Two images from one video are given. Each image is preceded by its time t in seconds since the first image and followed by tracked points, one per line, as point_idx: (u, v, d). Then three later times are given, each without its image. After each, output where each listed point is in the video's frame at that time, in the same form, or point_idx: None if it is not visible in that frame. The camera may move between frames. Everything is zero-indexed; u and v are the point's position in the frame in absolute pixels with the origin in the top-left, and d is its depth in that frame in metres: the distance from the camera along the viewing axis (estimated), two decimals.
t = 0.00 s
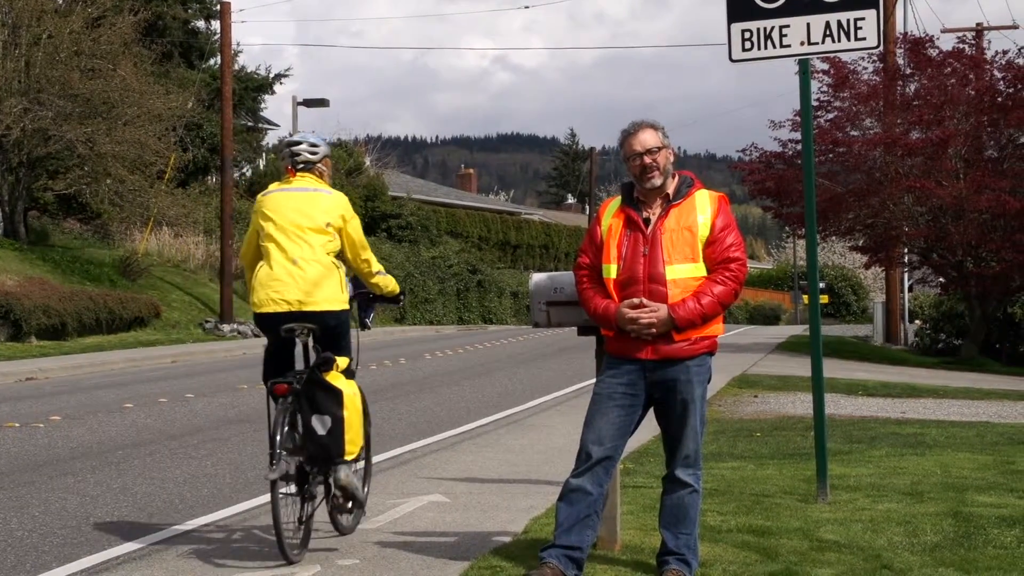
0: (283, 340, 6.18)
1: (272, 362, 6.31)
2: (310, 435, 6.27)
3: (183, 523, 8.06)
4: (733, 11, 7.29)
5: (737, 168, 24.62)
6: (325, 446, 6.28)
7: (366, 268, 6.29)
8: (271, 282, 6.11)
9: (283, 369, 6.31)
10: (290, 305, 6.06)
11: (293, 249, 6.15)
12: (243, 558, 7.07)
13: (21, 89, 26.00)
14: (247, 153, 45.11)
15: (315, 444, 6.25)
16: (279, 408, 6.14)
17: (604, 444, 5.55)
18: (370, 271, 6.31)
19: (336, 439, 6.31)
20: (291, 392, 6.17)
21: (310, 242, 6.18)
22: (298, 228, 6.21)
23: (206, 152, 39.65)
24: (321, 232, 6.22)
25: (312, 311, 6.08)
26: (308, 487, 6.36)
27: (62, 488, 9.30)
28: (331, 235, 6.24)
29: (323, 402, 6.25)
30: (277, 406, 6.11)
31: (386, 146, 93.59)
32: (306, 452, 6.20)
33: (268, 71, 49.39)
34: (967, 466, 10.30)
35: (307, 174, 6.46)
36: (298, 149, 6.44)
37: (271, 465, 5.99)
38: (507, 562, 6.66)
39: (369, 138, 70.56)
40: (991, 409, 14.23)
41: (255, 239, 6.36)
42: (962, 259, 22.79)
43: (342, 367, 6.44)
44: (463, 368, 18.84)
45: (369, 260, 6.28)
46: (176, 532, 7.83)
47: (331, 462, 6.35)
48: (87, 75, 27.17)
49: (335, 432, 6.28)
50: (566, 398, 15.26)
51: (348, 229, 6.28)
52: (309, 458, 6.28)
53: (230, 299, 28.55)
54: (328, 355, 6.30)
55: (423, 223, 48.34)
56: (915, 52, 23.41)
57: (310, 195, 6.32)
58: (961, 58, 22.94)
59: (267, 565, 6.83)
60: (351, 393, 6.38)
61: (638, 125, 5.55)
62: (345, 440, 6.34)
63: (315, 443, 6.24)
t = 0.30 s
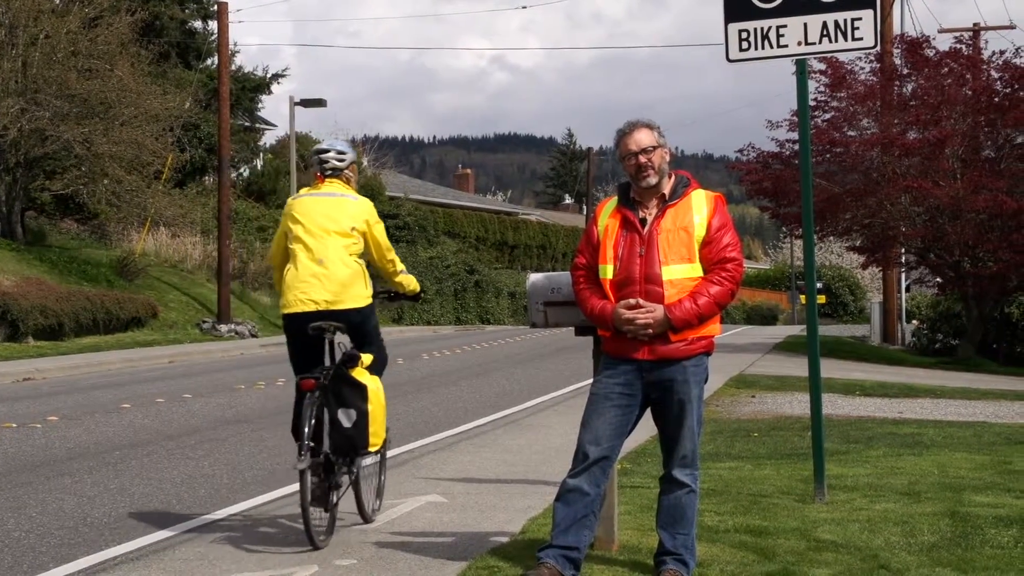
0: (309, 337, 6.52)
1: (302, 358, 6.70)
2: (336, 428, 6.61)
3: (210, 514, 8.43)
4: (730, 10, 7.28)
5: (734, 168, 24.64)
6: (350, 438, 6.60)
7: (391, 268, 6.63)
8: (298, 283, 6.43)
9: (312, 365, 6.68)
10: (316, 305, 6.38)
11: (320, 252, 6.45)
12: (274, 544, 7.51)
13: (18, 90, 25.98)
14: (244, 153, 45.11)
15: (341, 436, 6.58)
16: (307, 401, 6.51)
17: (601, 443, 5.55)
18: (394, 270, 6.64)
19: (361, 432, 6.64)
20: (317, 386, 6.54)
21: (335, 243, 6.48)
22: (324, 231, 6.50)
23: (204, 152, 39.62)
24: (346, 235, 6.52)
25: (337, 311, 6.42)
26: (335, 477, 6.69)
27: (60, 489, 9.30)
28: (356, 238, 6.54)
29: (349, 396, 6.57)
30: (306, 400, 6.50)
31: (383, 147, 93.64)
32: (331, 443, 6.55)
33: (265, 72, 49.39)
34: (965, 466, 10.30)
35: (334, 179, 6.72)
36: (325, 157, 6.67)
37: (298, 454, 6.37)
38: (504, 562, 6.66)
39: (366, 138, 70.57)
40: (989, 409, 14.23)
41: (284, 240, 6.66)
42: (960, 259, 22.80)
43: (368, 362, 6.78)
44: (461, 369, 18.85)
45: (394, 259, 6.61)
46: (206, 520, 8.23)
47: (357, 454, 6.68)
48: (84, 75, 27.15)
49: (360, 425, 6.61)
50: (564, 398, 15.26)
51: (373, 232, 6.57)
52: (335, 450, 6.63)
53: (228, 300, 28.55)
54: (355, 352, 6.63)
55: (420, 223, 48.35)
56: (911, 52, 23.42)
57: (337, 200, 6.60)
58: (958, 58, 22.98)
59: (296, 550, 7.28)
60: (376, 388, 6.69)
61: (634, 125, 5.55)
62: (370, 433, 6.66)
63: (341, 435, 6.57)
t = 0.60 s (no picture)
0: (335, 340, 6.86)
1: (325, 358, 7.01)
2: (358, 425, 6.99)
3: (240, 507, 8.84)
4: (729, 14, 7.29)
5: (732, 172, 24.65)
6: (372, 435, 7.00)
7: (411, 275, 7.03)
8: (325, 288, 6.80)
9: (334, 365, 7.01)
10: (342, 307, 6.75)
11: (346, 258, 6.83)
12: (283, 543, 7.65)
13: (15, 94, 26.01)
14: (243, 156, 45.10)
15: (363, 434, 6.98)
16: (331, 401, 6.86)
17: (599, 447, 5.54)
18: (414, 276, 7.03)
19: (382, 429, 7.03)
20: (342, 385, 6.88)
21: (361, 250, 6.87)
22: (351, 238, 6.89)
23: (202, 156, 39.61)
24: (372, 242, 6.91)
25: (362, 314, 6.78)
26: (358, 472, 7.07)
27: (58, 493, 9.30)
28: (380, 245, 6.93)
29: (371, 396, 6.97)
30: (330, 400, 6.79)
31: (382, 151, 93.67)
32: (355, 440, 6.93)
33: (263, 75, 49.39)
34: (963, 470, 10.30)
35: (360, 189, 7.14)
36: (353, 167, 7.13)
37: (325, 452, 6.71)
38: (502, 566, 6.65)
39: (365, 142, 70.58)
40: (987, 413, 14.23)
41: (312, 247, 7.04)
42: (958, 263, 22.80)
43: (389, 362, 7.13)
44: (460, 373, 18.85)
45: (413, 268, 7.02)
46: (237, 514, 8.60)
47: (378, 450, 7.09)
48: (83, 80, 27.16)
49: (381, 423, 7.01)
50: (562, 402, 15.25)
51: (395, 239, 6.97)
52: (358, 446, 7.00)
53: (225, 304, 28.55)
54: (376, 353, 6.98)
55: (419, 227, 48.35)
56: (910, 56, 23.44)
57: (362, 209, 7.01)
58: (956, 62, 22.99)
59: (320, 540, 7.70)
60: (396, 388, 7.09)
61: (633, 129, 5.56)
62: (391, 431, 7.06)
63: (364, 432, 6.97)
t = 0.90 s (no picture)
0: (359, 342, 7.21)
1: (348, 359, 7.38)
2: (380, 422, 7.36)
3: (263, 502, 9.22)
4: (725, 18, 7.29)
5: (729, 175, 24.65)
6: (392, 432, 7.35)
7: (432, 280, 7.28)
8: (349, 292, 7.09)
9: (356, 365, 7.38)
10: (365, 311, 7.04)
11: (369, 264, 7.12)
12: (280, 548, 7.64)
13: (12, 99, 26.05)
14: (239, 161, 45.10)
15: (383, 430, 7.33)
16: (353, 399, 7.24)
17: (597, 451, 5.55)
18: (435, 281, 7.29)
19: (402, 426, 7.37)
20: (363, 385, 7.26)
21: (384, 257, 7.14)
22: (374, 245, 7.16)
23: (199, 161, 39.61)
24: (394, 249, 7.18)
25: (383, 318, 7.07)
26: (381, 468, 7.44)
27: (54, 498, 9.29)
28: (402, 251, 7.20)
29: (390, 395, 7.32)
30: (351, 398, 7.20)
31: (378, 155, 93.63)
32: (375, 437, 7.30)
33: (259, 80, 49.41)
34: (959, 473, 10.30)
35: (382, 198, 7.41)
36: (374, 178, 7.37)
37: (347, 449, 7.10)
38: (499, 570, 6.64)
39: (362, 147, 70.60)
40: (984, 416, 14.24)
41: (336, 254, 7.33)
42: (955, 266, 22.81)
43: (409, 362, 7.44)
44: (457, 377, 18.84)
45: (435, 273, 7.27)
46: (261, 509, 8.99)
47: (398, 446, 7.43)
48: (80, 85, 27.15)
49: (400, 420, 7.34)
50: (559, 406, 15.25)
51: (416, 246, 7.24)
52: (380, 442, 7.37)
53: (222, 309, 28.55)
54: (395, 354, 7.30)
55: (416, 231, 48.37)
56: (906, 59, 23.45)
57: (385, 216, 7.28)
58: (952, 66, 23.01)
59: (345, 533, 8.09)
60: (415, 387, 7.38)
61: (630, 134, 5.58)
62: (409, 427, 7.39)
63: (385, 430, 7.33)
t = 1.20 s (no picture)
0: (387, 342, 7.57)
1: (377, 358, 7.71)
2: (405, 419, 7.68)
3: (286, 496, 9.58)
4: (724, 20, 7.29)
5: (727, 178, 24.66)
6: (417, 428, 7.68)
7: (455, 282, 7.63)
8: (376, 295, 7.49)
9: (385, 364, 7.71)
10: (390, 313, 7.45)
11: (395, 269, 7.50)
12: (279, 550, 7.65)
13: (10, 101, 26.01)
14: (238, 163, 45.06)
15: (409, 426, 7.66)
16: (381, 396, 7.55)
17: (595, 453, 5.54)
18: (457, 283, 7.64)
19: (425, 422, 7.72)
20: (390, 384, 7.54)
21: (409, 262, 7.52)
22: (399, 251, 7.53)
23: (197, 163, 39.60)
24: (418, 254, 7.55)
25: (408, 319, 7.47)
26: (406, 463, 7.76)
27: (52, 501, 9.28)
28: (426, 255, 7.57)
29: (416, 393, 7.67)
30: (379, 396, 7.45)
31: (376, 157, 93.60)
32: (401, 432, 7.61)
33: (257, 82, 49.42)
34: (958, 476, 10.30)
35: (408, 205, 7.79)
36: (401, 186, 7.76)
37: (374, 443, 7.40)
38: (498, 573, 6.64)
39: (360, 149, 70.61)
40: (983, 419, 14.24)
41: (364, 259, 7.72)
42: (954, 269, 22.82)
43: (433, 363, 7.83)
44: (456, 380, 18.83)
45: (458, 275, 7.61)
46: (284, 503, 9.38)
47: (422, 441, 7.76)
48: (78, 87, 27.10)
49: (425, 417, 7.70)
50: (557, 409, 15.25)
51: (440, 250, 7.60)
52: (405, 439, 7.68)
53: (221, 312, 28.51)
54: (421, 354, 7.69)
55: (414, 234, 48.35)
56: (904, 62, 23.45)
57: (410, 223, 7.65)
58: (951, 68, 23.01)
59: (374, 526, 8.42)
60: (439, 385, 7.77)
61: (629, 136, 5.58)
62: (433, 424, 7.74)
63: (410, 426, 7.66)
